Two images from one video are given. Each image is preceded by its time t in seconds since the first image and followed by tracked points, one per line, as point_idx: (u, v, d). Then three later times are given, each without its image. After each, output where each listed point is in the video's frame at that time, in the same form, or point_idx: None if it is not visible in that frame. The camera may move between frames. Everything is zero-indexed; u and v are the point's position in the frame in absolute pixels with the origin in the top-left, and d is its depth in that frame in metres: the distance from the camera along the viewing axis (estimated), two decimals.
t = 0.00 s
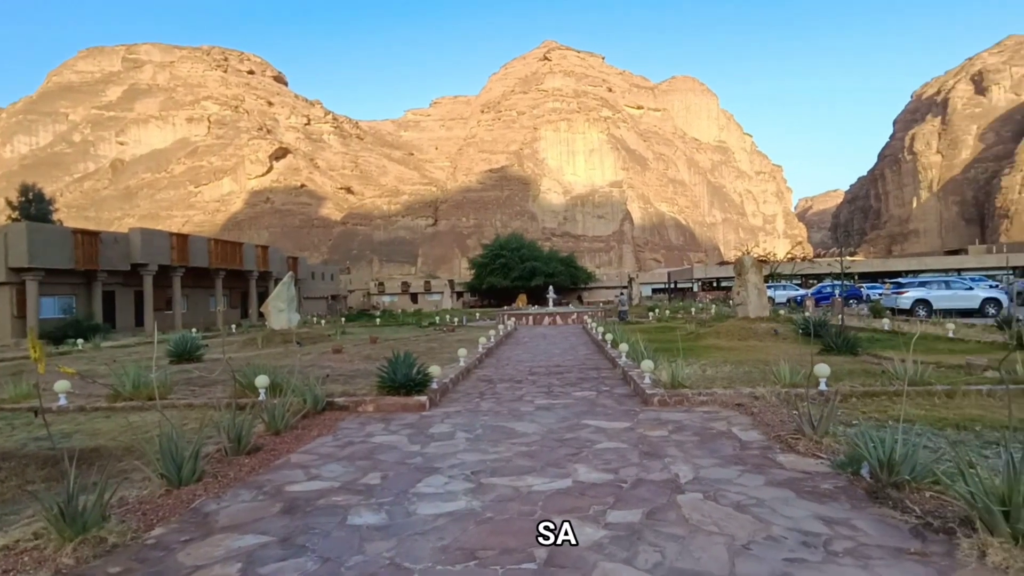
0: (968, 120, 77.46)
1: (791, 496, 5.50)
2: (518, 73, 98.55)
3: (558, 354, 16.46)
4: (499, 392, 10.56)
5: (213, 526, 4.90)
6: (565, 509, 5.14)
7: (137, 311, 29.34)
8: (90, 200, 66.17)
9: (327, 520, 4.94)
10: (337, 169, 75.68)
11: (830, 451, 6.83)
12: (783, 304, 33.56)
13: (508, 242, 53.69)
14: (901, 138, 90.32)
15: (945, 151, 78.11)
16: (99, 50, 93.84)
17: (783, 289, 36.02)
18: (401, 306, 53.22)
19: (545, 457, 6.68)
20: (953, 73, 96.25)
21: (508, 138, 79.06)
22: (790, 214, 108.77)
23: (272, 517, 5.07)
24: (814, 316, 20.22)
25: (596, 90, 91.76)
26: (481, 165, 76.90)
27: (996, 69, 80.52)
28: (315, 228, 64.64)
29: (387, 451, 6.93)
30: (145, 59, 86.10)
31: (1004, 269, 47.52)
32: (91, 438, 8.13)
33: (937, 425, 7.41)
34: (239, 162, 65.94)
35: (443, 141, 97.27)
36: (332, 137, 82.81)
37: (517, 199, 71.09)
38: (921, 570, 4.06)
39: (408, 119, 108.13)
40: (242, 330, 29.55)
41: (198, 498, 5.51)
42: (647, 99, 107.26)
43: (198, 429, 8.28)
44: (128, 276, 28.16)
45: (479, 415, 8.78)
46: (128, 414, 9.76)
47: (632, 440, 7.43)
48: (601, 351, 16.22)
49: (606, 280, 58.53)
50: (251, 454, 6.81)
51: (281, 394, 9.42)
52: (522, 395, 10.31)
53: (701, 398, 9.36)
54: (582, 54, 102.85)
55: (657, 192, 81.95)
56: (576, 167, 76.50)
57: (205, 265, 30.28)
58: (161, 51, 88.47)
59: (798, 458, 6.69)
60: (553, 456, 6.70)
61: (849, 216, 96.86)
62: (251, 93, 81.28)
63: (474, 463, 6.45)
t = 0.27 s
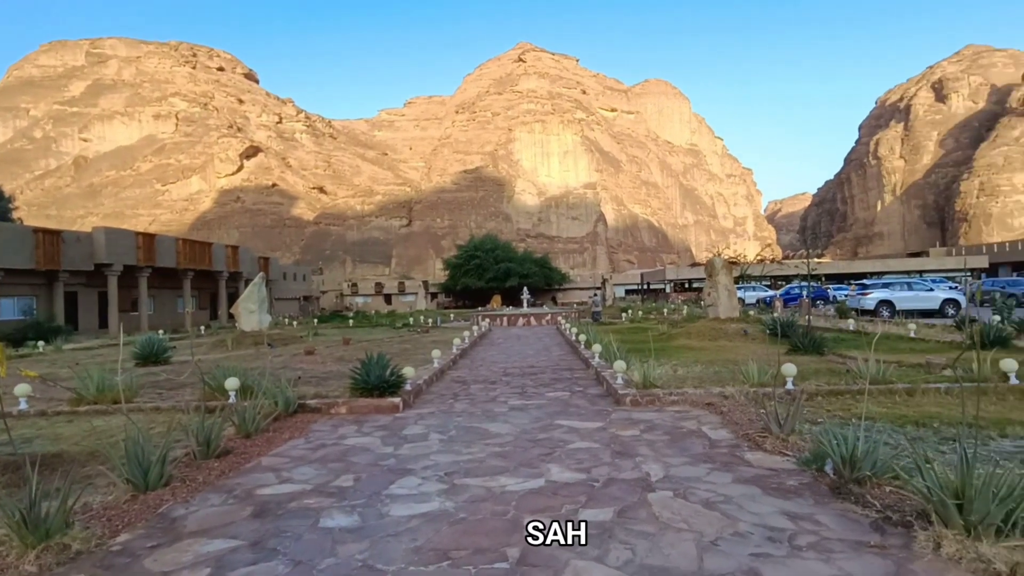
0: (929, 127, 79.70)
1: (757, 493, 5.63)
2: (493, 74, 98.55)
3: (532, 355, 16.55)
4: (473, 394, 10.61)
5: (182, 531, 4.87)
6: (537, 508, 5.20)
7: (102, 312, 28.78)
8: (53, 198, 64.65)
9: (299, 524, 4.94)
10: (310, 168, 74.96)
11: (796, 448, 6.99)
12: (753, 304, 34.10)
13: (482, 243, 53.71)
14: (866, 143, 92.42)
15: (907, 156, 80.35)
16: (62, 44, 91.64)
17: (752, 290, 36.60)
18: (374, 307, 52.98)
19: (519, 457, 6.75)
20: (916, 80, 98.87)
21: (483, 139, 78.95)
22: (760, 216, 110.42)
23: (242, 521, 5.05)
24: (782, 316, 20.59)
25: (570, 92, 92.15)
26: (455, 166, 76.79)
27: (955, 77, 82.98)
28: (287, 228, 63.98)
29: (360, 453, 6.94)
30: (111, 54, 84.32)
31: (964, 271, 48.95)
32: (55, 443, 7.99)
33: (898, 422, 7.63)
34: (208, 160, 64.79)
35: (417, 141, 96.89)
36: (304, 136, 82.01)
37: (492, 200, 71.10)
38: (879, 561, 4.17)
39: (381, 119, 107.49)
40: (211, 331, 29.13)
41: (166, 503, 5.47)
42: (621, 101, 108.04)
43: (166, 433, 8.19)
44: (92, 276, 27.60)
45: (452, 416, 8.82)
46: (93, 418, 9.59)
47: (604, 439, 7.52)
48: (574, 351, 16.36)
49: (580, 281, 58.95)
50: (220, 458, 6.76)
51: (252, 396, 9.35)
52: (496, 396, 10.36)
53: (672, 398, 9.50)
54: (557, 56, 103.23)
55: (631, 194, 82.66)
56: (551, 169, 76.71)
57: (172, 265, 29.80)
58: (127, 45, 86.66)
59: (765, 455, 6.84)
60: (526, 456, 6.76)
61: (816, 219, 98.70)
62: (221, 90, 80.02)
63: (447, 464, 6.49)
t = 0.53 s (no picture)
0: (897, 132, 81.54)
1: (731, 491, 5.74)
2: (471, 75, 98.43)
3: (509, 355, 16.60)
4: (451, 394, 10.65)
5: (153, 536, 4.84)
6: (514, 508, 5.24)
7: (69, 313, 28.24)
8: (18, 196, 63.22)
9: (274, 527, 4.93)
10: (285, 167, 74.23)
11: (768, 446, 7.12)
12: (727, 305, 34.54)
13: (460, 244, 53.65)
14: (837, 147, 94.13)
15: (877, 161, 82.14)
16: (29, 39, 89.60)
17: (727, 291, 37.07)
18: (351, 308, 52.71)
19: (496, 458, 6.79)
20: (885, 86, 101.04)
21: (461, 139, 78.78)
22: (735, 218, 111.75)
23: (216, 525, 5.04)
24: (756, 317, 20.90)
25: (548, 94, 92.39)
26: (433, 166, 76.69)
27: (922, 84, 85.01)
28: (262, 228, 63.37)
29: (336, 456, 6.93)
30: (80, 49, 82.68)
31: (930, 273, 50.11)
32: (21, 448, 7.86)
33: (866, 420, 7.82)
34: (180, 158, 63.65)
35: (395, 141, 96.44)
36: (280, 135, 81.22)
37: (470, 201, 71.07)
38: (848, 556, 4.26)
39: (358, 119, 106.84)
40: (184, 333, 28.75)
41: (136, 509, 5.42)
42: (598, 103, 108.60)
43: (136, 437, 8.09)
44: (58, 276, 27.06)
45: (429, 417, 8.83)
46: (60, 423, 9.43)
47: (581, 439, 7.60)
48: (552, 352, 16.47)
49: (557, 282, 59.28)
50: (192, 462, 6.71)
51: (226, 399, 9.28)
52: (473, 397, 10.41)
53: (648, 398, 9.61)
54: (535, 57, 103.46)
55: (608, 195, 83.18)
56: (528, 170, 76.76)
57: (143, 265, 29.35)
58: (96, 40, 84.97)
59: (738, 454, 6.96)
60: (503, 457, 6.81)
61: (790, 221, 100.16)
62: (193, 88, 78.89)
63: (425, 465, 6.51)
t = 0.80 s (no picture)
0: (860, 137, 83.53)
1: (698, 488, 5.84)
2: (443, 75, 98.22)
3: (481, 356, 16.64)
4: (422, 396, 10.65)
5: (116, 543, 4.77)
6: (486, 509, 5.27)
7: (26, 315, 27.51)
8: None
9: (242, 531, 4.90)
10: (254, 166, 73.24)
11: (735, 444, 7.25)
12: (697, 305, 35.01)
13: (433, 245, 53.52)
14: (803, 151, 95.95)
15: (841, 165, 84.04)
16: None
17: (696, 292, 37.57)
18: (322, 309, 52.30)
19: (467, 459, 6.82)
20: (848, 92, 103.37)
21: (433, 140, 78.60)
22: (705, 220, 113.14)
23: (181, 530, 4.98)
24: (724, 317, 21.23)
25: (520, 95, 92.60)
26: (405, 167, 76.32)
27: (883, 91, 87.22)
28: (230, 228, 62.50)
29: (307, 458, 6.90)
30: (38, 42, 80.19)
31: (892, 276, 51.40)
32: None
33: (828, 418, 8.01)
34: (144, 156, 62.33)
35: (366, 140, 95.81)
36: (248, 133, 80.13)
37: (442, 202, 70.97)
38: (809, 548, 4.35)
39: (329, 118, 105.81)
40: (148, 335, 28.21)
41: (97, 515, 5.33)
42: (570, 106, 109.20)
43: (98, 442, 7.93)
44: (15, 277, 26.33)
45: (401, 419, 8.83)
46: (17, 428, 9.20)
47: (552, 439, 7.68)
48: (523, 353, 16.57)
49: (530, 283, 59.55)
50: (157, 467, 6.61)
51: (192, 402, 9.14)
52: (446, 397, 10.43)
53: (617, 397, 9.72)
54: (507, 59, 103.62)
55: (580, 197, 83.66)
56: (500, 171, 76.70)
57: (105, 265, 28.72)
58: (56, 34, 82.77)
59: (706, 452, 7.08)
60: (475, 457, 6.85)
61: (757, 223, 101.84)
62: (158, 84, 77.31)
63: (396, 467, 6.52)
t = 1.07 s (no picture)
0: (828, 141, 85.13)
1: (670, 486, 5.92)
2: (419, 75, 97.84)
3: (456, 357, 16.64)
4: (396, 397, 10.63)
5: (80, 549, 4.70)
6: (461, 509, 5.28)
7: None
8: None
9: (212, 535, 4.85)
10: (225, 164, 72.21)
11: (706, 442, 7.34)
12: (670, 305, 35.36)
13: (408, 246, 53.29)
14: (774, 154, 97.42)
15: (810, 168, 85.60)
16: None
17: (669, 292, 37.95)
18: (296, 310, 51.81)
19: (441, 460, 6.82)
20: (817, 97, 105.27)
21: (408, 139, 78.25)
22: (679, 221, 114.13)
23: (148, 536, 4.92)
24: (697, 317, 21.48)
25: (496, 96, 92.62)
26: (380, 166, 75.85)
27: (851, 96, 89.02)
28: (200, 228, 61.58)
29: (279, 461, 6.85)
30: None
31: (859, 277, 52.52)
32: None
33: (798, 415, 8.15)
34: (110, 153, 61.02)
35: (340, 139, 95.05)
36: (218, 131, 79.00)
37: (417, 202, 70.69)
38: (777, 543, 4.43)
39: (303, 117, 104.73)
40: (114, 337, 27.65)
41: (61, 522, 5.24)
42: (545, 107, 109.50)
43: (61, 447, 7.77)
44: None
45: (375, 420, 8.81)
46: None
47: (527, 439, 7.71)
48: (499, 353, 16.59)
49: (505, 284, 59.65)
50: (122, 471, 6.51)
51: (160, 405, 9.01)
52: (420, 398, 10.42)
53: (592, 397, 9.79)
54: (483, 59, 103.58)
55: (555, 198, 83.90)
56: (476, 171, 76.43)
57: (69, 266, 28.10)
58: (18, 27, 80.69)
59: (678, 450, 7.17)
60: (449, 458, 6.86)
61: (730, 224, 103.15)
62: (125, 79, 75.72)
63: (370, 468, 6.50)
